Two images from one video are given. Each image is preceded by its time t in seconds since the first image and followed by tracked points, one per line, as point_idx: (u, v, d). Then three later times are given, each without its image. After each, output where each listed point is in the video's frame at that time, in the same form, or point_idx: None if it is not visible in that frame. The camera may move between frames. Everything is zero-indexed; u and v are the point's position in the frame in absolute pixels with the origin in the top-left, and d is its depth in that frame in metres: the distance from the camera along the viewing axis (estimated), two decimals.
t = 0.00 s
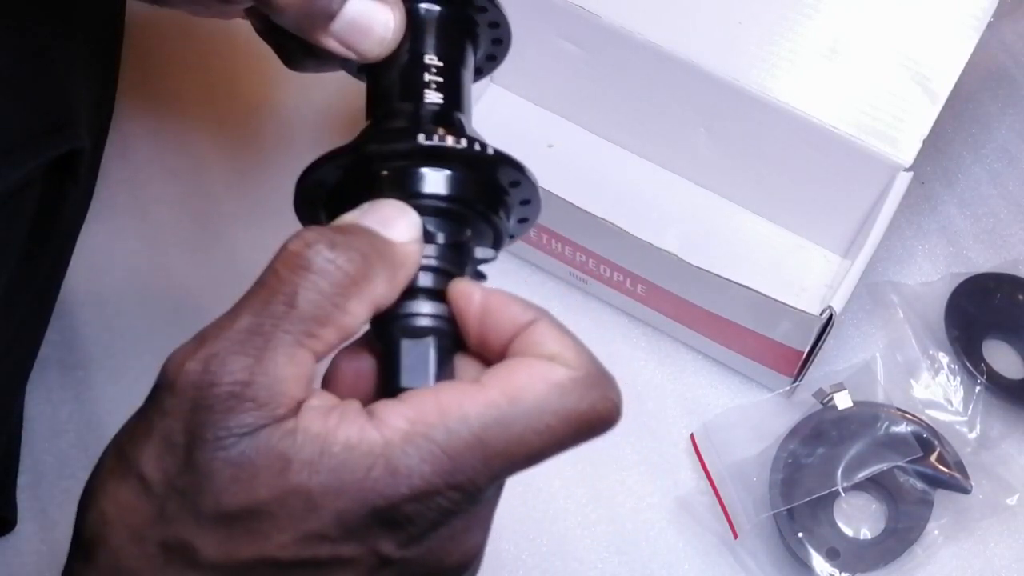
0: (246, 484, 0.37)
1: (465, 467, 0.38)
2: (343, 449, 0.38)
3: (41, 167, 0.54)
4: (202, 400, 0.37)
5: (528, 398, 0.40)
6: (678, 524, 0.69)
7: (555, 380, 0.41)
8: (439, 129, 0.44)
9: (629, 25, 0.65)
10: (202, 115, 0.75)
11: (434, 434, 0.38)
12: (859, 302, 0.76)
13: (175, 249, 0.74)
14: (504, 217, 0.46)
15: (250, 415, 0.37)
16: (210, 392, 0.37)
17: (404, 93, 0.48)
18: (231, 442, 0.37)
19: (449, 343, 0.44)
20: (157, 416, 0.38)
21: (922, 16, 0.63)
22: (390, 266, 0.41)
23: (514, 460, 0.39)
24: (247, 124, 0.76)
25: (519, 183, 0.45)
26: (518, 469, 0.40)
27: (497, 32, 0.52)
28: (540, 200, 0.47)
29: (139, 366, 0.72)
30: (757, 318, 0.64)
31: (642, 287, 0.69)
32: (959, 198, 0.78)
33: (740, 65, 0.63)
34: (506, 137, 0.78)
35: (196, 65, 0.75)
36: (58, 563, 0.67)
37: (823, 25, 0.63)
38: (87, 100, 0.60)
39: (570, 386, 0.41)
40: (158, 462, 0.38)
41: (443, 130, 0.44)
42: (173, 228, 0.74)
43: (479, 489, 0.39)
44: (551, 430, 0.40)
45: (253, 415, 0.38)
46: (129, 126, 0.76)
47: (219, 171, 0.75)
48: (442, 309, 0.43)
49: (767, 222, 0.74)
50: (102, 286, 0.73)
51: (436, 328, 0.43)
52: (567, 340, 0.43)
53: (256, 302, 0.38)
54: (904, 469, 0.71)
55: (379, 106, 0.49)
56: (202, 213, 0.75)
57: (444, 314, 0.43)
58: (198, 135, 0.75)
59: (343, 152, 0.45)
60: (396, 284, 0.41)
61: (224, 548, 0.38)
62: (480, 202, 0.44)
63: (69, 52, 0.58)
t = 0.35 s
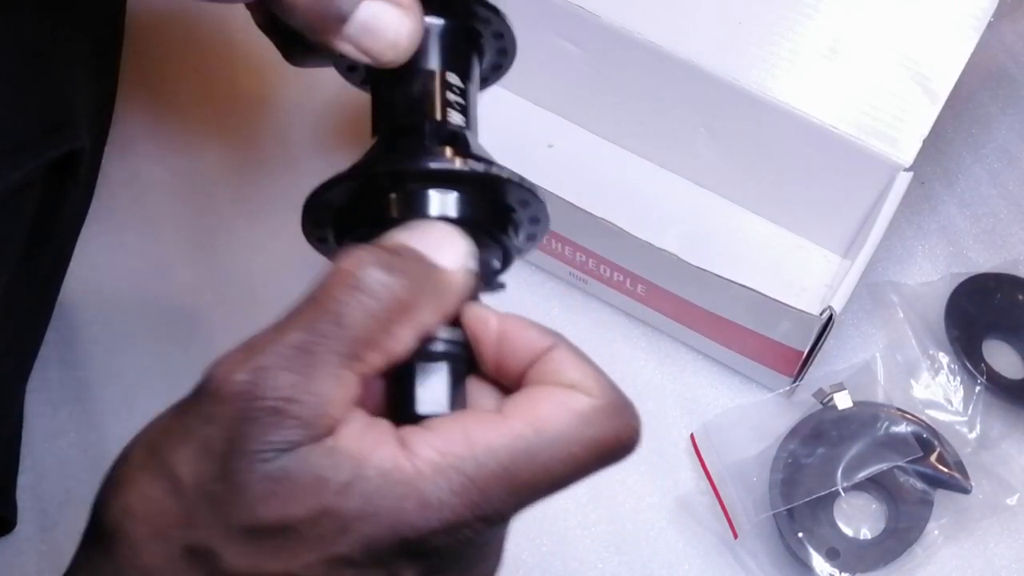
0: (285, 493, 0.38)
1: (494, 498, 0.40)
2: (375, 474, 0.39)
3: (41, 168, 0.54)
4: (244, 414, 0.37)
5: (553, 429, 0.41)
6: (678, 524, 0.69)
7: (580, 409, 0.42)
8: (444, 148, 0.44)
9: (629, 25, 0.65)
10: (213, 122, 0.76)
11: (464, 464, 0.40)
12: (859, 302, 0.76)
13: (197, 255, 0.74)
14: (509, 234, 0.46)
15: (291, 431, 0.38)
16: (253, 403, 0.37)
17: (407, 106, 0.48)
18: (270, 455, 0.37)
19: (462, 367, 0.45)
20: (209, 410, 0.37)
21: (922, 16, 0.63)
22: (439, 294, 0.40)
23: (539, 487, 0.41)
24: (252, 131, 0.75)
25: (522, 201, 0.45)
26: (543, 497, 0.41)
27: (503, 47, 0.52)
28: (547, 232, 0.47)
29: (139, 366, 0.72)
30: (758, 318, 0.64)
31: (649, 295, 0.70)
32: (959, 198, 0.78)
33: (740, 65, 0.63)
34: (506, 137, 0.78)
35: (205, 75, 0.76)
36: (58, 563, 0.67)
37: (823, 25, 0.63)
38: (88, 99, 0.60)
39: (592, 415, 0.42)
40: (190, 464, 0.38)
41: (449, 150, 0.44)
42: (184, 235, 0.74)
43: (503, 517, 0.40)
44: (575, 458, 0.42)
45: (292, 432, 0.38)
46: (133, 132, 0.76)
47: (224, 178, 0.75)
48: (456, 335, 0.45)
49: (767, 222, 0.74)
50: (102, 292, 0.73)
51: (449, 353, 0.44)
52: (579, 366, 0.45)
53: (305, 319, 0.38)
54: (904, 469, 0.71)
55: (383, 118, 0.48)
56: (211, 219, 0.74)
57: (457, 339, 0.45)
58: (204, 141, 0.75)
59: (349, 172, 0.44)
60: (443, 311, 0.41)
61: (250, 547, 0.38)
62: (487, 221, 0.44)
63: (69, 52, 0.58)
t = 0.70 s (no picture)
0: (343, 495, 0.37)
1: (533, 515, 0.39)
2: (427, 484, 0.38)
3: (43, 167, 0.54)
4: (306, 412, 0.36)
5: (591, 445, 0.40)
6: (679, 524, 0.69)
7: (617, 426, 0.41)
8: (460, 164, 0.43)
9: (629, 26, 0.65)
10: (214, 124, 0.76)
11: (507, 479, 0.39)
12: (859, 302, 0.75)
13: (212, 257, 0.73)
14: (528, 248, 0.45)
15: (354, 433, 0.37)
16: (317, 403, 0.36)
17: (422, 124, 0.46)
18: (330, 456, 0.36)
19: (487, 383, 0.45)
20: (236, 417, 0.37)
21: (923, 16, 0.63)
22: (510, 317, 0.39)
23: (578, 502, 0.40)
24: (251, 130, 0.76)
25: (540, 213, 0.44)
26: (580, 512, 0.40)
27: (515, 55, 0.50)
28: (566, 237, 0.46)
29: (138, 366, 0.71)
30: (758, 318, 0.64)
31: (655, 294, 0.69)
32: (959, 198, 0.78)
33: (740, 66, 0.63)
34: (507, 136, 0.77)
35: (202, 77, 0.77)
36: (59, 563, 0.67)
37: (823, 26, 0.63)
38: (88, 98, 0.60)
39: (630, 432, 0.41)
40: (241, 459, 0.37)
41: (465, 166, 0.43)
42: (193, 237, 0.74)
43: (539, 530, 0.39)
44: (613, 473, 0.41)
45: (355, 434, 0.37)
46: (135, 135, 0.76)
47: (228, 179, 0.75)
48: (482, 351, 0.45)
49: (767, 221, 0.74)
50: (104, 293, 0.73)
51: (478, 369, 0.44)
52: (609, 383, 0.44)
53: (381, 324, 0.37)
54: (904, 469, 0.71)
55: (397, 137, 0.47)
56: (220, 222, 0.74)
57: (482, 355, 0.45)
58: (205, 143, 0.76)
59: (366, 194, 0.43)
60: (509, 332, 0.40)
61: (295, 545, 0.37)
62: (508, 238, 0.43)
63: (70, 50, 0.57)
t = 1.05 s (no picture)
0: (378, 518, 0.36)
1: (561, 546, 0.40)
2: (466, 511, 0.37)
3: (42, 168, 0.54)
4: (341, 432, 0.35)
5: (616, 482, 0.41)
6: (679, 524, 0.69)
7: (639, 465, 0.42)
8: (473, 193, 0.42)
9: (629, 26, 0.65)
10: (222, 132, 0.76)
11: (545, 507, 0.39)
12: (858, 302, 0.75)
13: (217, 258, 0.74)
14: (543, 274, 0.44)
15: (388, 452, 0.36)
16: (352, 423, 0.35)
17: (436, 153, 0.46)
18: (366, 477, 0.36)
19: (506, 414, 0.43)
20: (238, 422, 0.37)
21: (923, 17, 0.63)
22: (542, 347, 0.40)
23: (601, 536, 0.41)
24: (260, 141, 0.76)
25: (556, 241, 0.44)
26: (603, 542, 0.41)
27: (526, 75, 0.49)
28: (581, 262, 0.46)
29: (138, 366, 0.71)
30: (758, 318, 0.64)
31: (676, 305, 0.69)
32: (959, 198, 0.78)
33: (740, 66, 0.63)
34: (507, 135, 0.77)
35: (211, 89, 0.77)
36: (58, 563, 0.67)
37: (822, 26, 0.64)
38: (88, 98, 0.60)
39: (649, 472, 0.42)
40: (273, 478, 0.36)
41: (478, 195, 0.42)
42: (198, 242, 0.74)
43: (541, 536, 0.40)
44: (632, 511, 0.42)
45: (388, 454, 0.36)
46: (139, 143, 0.76)
47: (234, 186, 0.75)
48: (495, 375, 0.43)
49: (767, 221, 0.74)
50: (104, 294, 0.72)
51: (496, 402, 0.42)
52: (629, 428, 0.45)
53: (416, 343, 0.37)
54: (904, 469, 0.71)
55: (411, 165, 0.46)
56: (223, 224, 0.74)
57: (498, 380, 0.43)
58: (212, 152, 0.76)
59: (380, 228, 0.42)
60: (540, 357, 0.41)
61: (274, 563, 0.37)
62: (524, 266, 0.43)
63: (71, 50, 0.57)
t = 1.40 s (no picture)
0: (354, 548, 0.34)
1: (541, 527, 0.38)
2: (440, 518, 0.36)
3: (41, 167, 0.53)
4: (304, 474, 0.33)
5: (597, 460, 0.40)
6: (679, 524, 0.69)
7: (623, 446, 0.41)
8: (471, 178, 0.43)
9: (630, 26, 0.65)
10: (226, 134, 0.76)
11: (519, 495, 0.38)
12: (859, 302, 0.75)
13: (217, 258, 0.73)
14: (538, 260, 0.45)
15: (347, 488, 0.34)
16: (304, 463, 0.33)
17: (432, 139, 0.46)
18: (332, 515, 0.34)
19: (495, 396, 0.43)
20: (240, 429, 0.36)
21: (924, 17, 0.63)
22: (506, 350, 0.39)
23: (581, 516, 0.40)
24: (263, 143, 0.76)
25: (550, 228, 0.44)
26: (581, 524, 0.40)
27: (526, 69, 0.50)
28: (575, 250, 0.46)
29: (138, 365, 0.71)
30: (758, 318, 0.64)
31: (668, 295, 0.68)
32: (959, 198, 0.78)
33: (741, 66, 0.63)
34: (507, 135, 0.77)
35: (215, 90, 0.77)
36: (58, 563, 0.67)
37: (823, 26, 0.64)
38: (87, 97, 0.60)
39: (634, 452, 0.42)
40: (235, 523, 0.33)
41: (475, 179, 0.43)
42: (197, 241, 0.74)
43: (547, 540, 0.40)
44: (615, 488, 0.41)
45: (352, 489, 0.34)
46: (144, 146, 0.76)
47: (236, 186, 0.75)
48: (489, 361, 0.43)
49: (767, 221, 0.74)
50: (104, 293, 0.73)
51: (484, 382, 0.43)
52: (618, 404, 0.44)
53: (374, 368, 0.36)
54: (903, 469, 0.71)
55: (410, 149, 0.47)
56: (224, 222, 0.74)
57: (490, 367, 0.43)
58: (215, 153, 0.76)
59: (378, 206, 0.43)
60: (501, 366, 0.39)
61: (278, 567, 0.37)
62: (517, 249, 0.43)
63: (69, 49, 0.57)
